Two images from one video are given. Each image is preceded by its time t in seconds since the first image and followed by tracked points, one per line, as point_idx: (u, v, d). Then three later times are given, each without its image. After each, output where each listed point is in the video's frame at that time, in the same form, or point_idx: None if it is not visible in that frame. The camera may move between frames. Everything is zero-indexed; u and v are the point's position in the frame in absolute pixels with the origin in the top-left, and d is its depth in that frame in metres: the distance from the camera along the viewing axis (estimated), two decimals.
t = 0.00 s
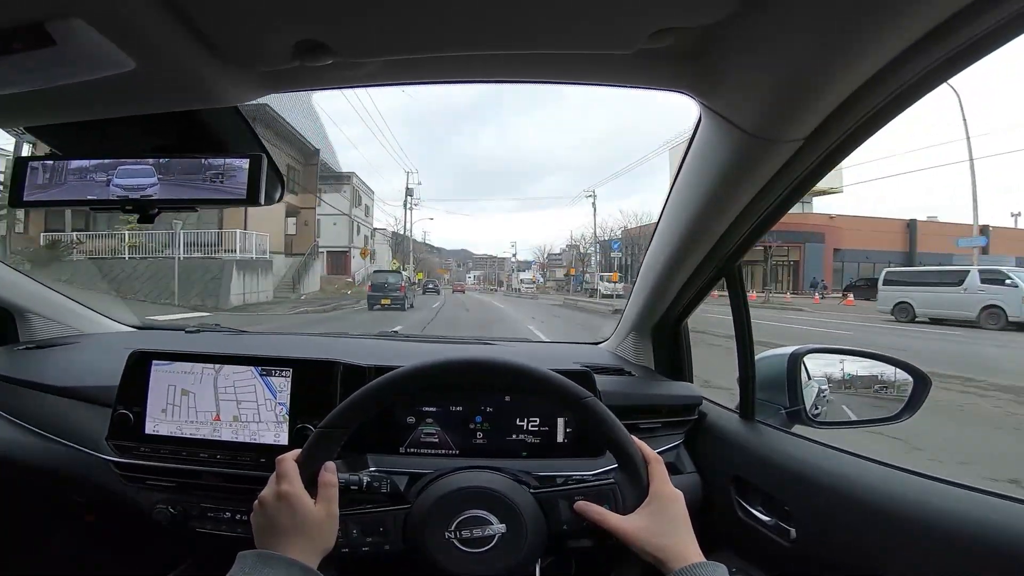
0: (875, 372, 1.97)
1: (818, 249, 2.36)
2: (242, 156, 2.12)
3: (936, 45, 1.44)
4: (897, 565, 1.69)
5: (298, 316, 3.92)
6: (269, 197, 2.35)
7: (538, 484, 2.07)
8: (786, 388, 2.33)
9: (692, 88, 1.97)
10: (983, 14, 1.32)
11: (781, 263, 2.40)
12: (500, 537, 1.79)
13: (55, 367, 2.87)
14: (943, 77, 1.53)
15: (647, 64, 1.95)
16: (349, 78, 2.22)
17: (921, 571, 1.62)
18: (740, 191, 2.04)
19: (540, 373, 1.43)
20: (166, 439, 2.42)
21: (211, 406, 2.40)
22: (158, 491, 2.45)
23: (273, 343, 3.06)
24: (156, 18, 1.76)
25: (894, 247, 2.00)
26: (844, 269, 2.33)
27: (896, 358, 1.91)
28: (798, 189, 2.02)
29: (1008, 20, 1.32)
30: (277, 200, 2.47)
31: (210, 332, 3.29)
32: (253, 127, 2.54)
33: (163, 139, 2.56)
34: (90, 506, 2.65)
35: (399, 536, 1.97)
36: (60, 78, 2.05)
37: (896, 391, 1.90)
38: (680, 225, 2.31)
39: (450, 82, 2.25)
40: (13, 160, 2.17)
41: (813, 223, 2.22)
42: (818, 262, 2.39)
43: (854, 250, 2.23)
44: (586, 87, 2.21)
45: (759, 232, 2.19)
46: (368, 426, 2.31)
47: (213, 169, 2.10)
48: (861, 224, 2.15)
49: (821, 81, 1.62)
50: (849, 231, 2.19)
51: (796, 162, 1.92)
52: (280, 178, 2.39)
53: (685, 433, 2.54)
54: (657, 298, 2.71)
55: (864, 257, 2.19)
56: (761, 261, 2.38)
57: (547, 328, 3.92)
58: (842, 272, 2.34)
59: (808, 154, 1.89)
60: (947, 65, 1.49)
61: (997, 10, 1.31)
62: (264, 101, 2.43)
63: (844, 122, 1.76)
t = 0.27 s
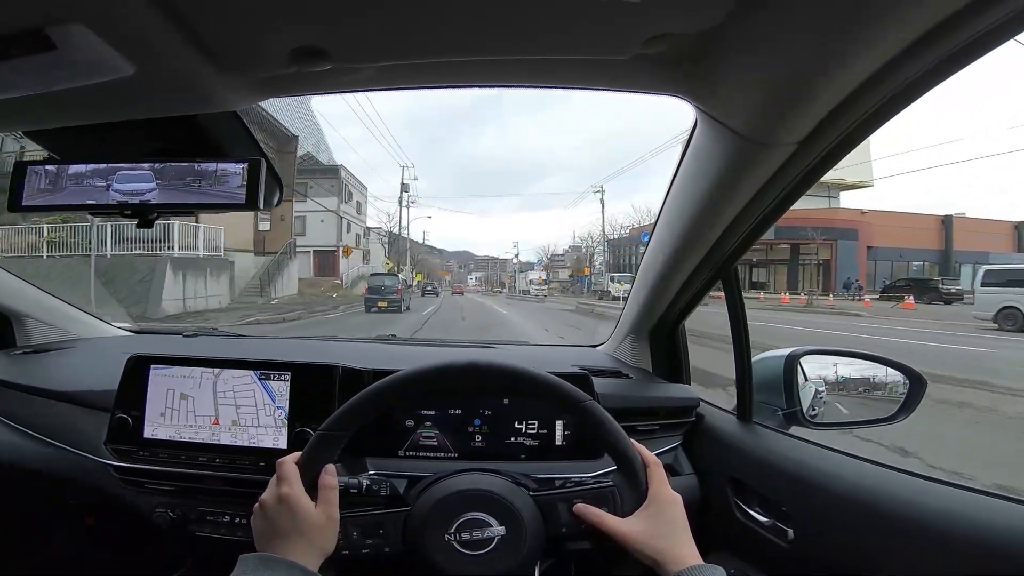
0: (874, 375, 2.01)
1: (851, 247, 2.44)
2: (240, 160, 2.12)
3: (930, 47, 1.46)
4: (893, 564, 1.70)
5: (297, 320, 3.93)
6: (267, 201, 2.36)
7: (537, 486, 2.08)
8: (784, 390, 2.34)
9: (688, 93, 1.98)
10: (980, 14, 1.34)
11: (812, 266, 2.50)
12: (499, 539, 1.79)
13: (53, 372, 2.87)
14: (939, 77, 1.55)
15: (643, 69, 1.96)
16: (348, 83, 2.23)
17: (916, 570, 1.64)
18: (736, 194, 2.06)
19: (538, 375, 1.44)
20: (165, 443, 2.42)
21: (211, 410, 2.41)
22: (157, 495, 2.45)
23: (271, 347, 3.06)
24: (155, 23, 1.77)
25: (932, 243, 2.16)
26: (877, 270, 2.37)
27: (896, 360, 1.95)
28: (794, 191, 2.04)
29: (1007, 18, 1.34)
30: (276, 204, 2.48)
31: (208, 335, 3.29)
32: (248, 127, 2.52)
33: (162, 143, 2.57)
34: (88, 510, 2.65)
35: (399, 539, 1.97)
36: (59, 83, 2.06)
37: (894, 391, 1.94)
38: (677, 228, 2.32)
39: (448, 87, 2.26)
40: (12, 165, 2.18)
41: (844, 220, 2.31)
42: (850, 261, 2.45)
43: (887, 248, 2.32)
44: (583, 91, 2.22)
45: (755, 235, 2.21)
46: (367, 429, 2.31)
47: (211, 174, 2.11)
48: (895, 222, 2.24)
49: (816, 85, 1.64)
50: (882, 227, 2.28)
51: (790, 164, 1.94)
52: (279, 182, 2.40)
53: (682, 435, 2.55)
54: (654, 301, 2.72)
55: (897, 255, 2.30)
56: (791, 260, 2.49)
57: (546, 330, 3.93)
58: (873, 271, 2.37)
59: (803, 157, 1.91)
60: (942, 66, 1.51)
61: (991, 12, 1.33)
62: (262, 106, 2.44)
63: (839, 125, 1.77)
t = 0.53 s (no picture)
0: (879, 375, 2.02)
1: (900, 246, 2.36)
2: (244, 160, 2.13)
3: (937, 47, 1.45)
4: (898, 564, 1.70)
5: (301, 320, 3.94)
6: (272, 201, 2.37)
7: (541, 486, 2.08)
8: (788, 390, 2.34)
9: (692, 93, 1.98)
10: (984, 16, 1.34)
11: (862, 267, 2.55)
12: (504, 538, 1.80)
13: (59, 371, 2.89)
14: (946, 77, 1.54)
15: (648, 68, 1.96)
16: (352, 83, 2.24)
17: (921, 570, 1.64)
18: (740, 193, 2.06)
19: (542, 374, 1.45)
20: (170, 442, 2.43)
21: (216, 410, 2.41)
22: (162, 494, 2.46)
23: (275, 346, 3.06)
24: (161, 24, 1.78)
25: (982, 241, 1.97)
26: (923, 269, 2.34)
27: (901, 360, 1.95)
28: (798, 191, 2.04)
29: (1010, 20, 1.34)
30: (280, 204, 2.49)
31: (212, 335, 3.30)
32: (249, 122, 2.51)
33: (166, 143, 2.58)
34: (94, 509, 2.66)
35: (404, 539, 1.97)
36: (65, 83, 2.06)
37: (899, 391, 1.95)
38: (682, 227, 2.32)
39: (453, 87, 2.27)
40: (18, 165, 2.19)
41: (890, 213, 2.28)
42: (901, 262, 2.37)
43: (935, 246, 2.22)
44: (587, 91, 2.22)
45: (759, 234, 2.21)
46: (371, 428, 2.32)
47: (216, 174, 2.11)
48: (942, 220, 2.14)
49: (820, 85, 1.64)
50: (931, 226, 2.21)
51: (795, 164, 1.94)
52: (283, 182, 2.41)
53: (687, 434, 2.55)
54: (658, 300, 2.72)
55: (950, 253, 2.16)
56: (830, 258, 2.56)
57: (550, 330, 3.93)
58: (922, 270, 2.35)
59: (808, 157, 1.90)
60: (950, 66, 1.50)
61: (996, 13, 1.33)
62: (266, 106, 2.44)
63: (845, 125, 1.77)
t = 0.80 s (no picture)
0: (876, 375, 2.02)
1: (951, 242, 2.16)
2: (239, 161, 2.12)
3: (929, 47, 1.45)
4: (893, 563, 1.70)
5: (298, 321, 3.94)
6: (268, 202, 2.37)
7: (536, 485, 2.08)
8: (783, 389, 2.34)
9: (687, 92, 1.98)
10: (976, 14, 1.33)
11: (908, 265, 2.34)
12: (500, 538, 1.80)
13: (55, 373, 2.88)
14: (938, 76, 1.54)
15: (643, 68, 1.96)
16: (347, 84, 2.23)
17: (916, 569, 1.64)
18: (735, 194, 2.06)
19: (536, 374, 1.44)
20: (166, 444, 2.43)
21: (212, 411, 2.41)
22: (159, 495, 2.46)
23: (272, 347, 3.06)
24: (155, 26, 1.77)
25: None
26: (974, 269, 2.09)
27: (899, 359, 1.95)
28: (793, 191, 2.04)
29: (1003, 18, 1.33)
30: (276, 205, 2.49)
31: (209, 337, 3.30)
32: (242, 122, 2.51)
33: (162, 144, 2.57)
34: (91, 511, 2.66)
35: (401, 541, 1.99)
36: (59, 85, 2.06)
37: (895, 390, 1.95)
38: (678, 226, 2.32)
39: (448, 88, 2.26)
40: (13, 167, 2.18)
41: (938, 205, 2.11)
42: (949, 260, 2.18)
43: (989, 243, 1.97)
44: (583, 91, 2.22)
45: (754, 234, 2.21)
46: (367, 429, 2.32)
47: (211, 176, 2.11)
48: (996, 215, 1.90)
49: (813, 84, 1.64)
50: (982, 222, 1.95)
51: (790, 164, 1.94)
52: (279, 184, 2.41)
53: (683, 434, 2.55)
54: (654, 300, 2.72)
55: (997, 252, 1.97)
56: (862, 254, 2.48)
57: (545, 331, 3.93)
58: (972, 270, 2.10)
59: (802, 157, 1.91)
60: (942, 65, 1.50)
61: (989, 10, 1.32)
62: (261, 107, 2.44)
63: (838, 124, 1.77)
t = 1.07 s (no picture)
0: (869, 374, 2.02)
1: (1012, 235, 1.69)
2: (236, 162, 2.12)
3: (924, 49, 1.47)
4: (890, 561, 1.72)
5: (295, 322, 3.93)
6: (264, 203, 2.36)
7: (534, 485, 2.07)
8: (779, 389, 2.35)
9: (685, 94, 1.99)
10: (974, 16, 1.34)
11: (960, 265, 1.95)
12: (499, 539, 1.80)
13: (49, 376, 2.86)
14: (935, 77, 1.55)
15: (642, 70, 1.96)
16: (345, 85, 2.23)
17: (913, 568, 1.65)
18: (732, 195, 2.07)
19: (535, 376, 1.44)
20: (162, 446, 2.41)
21: (208, 414, 2.40)
22: (155, 498, 2.45)
23: (267, 349, 3.05)
24: (152, 26, 1.76)
25: None
26: None
27: (890, 358, 1.95)
28: (790, 192, 2.05)
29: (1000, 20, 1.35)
30: (272, 206, 2.48)
31: (203, 338, 3.28)
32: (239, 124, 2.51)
33: (158, 145, 2.56)
34: (86, 514, 2.64)
35: (401, 543, 1.97)
36: (54, 85, 2.04)
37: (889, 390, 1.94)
38: (676, 227, 2.33)
39: (445, 88, 2.26)
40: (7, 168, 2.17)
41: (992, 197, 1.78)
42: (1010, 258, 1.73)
43: None
44: (581, 92, 2.22)
45: (751, 234, 2.22)
46: (364, 431, 2.31)
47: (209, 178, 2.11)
48: None
49: (811, 86, 1.65)
50: None
51: (786, 166, 1.95)
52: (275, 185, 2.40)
53: (680, 434, 2.56)
54: (650, 300, 2.73)
55: None
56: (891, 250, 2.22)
57: (541, 332, 3.94)
58: None
59: (797, 159, 1.92)
60: (938, 66, 1.51)
61: (987, 14, 1.34)
62: (258, 108, 2.43)
63: (834, 127, 1.79)
